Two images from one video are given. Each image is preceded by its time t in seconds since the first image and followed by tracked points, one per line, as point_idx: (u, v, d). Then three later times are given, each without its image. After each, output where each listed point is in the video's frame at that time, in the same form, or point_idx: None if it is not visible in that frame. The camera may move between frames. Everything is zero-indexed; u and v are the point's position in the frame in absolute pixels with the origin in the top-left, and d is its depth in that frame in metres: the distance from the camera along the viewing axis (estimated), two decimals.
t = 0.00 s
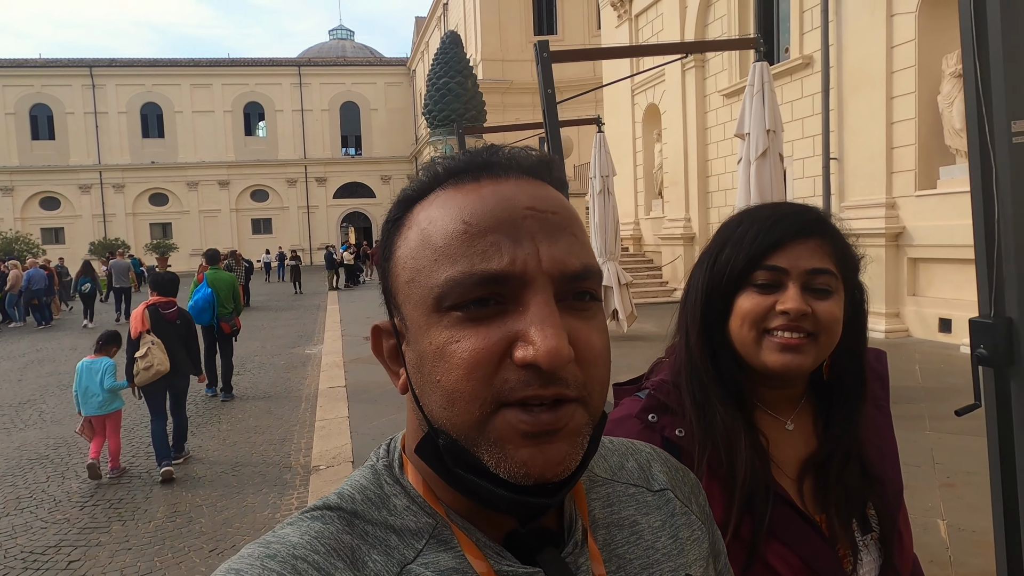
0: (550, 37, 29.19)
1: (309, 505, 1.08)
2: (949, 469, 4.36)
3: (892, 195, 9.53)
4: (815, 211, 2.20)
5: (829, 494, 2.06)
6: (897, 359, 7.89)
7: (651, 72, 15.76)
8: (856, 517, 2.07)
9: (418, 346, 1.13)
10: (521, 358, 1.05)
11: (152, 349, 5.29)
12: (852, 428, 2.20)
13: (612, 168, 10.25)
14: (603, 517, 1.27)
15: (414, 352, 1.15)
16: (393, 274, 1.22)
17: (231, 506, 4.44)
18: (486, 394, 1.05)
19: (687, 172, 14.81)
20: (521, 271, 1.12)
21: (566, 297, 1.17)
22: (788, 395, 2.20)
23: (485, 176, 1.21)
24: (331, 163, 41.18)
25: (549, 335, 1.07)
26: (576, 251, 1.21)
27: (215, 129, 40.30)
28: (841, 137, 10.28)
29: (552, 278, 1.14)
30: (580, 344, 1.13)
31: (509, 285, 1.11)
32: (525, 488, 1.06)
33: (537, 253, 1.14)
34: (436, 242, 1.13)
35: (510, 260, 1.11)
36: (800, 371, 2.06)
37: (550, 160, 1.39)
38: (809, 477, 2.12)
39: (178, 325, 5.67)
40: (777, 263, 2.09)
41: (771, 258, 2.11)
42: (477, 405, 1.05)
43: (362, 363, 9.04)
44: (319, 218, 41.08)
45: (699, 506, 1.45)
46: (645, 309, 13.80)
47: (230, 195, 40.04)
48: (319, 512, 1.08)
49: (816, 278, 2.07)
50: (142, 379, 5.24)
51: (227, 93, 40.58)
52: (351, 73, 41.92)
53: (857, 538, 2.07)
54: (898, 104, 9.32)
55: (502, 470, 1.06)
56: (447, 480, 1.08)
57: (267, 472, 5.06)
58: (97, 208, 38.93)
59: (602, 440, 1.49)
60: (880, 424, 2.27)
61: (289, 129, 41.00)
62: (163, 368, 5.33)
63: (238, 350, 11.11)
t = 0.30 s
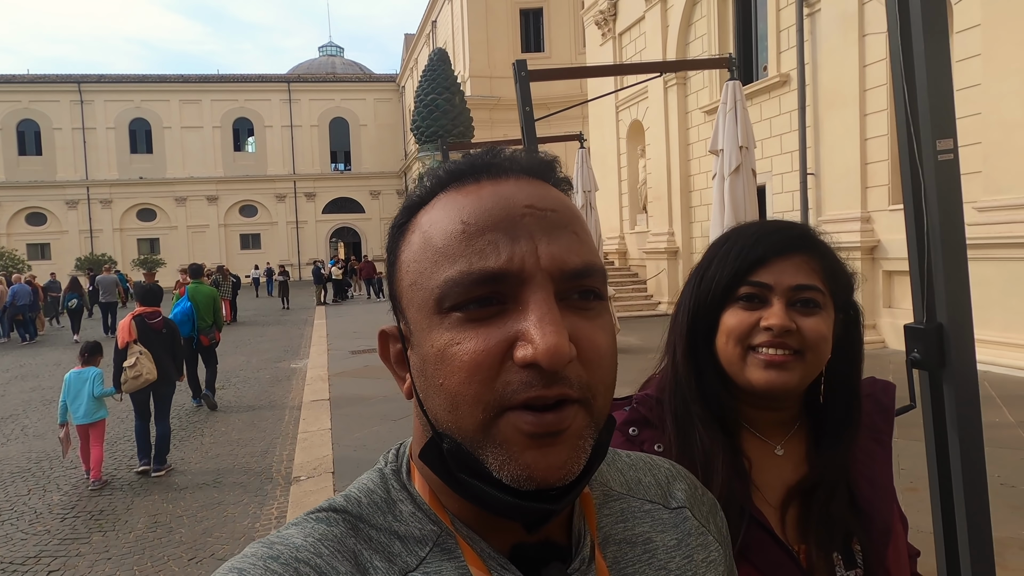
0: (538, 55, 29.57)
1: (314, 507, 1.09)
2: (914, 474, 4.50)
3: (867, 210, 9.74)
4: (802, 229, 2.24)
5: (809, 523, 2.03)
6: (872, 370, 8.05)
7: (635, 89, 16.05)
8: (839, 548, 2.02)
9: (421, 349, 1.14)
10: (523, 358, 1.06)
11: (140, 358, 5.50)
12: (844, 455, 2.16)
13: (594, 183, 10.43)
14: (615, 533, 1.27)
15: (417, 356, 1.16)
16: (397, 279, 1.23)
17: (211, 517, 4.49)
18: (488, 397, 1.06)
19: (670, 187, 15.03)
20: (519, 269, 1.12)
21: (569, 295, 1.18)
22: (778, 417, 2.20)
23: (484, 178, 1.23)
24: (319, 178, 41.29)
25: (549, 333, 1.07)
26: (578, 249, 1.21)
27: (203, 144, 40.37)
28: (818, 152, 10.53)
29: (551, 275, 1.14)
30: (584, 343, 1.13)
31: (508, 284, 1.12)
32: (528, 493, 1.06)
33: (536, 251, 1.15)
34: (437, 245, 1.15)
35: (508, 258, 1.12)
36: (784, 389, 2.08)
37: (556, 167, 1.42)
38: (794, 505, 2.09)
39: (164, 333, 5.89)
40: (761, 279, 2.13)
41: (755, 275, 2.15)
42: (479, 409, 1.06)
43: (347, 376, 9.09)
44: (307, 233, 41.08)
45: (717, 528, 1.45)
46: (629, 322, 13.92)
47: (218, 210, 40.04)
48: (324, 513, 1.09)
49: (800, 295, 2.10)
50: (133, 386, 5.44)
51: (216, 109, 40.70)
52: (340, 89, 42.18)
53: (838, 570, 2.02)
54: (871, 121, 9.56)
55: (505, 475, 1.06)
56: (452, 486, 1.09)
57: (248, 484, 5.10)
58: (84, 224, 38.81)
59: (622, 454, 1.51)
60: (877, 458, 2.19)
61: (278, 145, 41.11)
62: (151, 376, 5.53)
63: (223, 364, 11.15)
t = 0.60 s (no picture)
0: (516, 67, 29.87)
1: (346, 509, 1.11)
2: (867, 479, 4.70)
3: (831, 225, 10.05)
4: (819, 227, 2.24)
5: (811, 523, 1.98)
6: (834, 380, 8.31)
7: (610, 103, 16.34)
8: (840, 549, 1.97)
9: (446, 353, 1.17)
10: (542, 356, 1.07)
11: (105, 362, 5.54)
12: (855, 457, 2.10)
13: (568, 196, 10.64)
14: (641, 533, 1.27)
15: (442, 360, 1.18)
16: (421, 287, 1.26)
17: (180, 522, 4.53)
18: (512, 397, 1.07)
19: (644, 200, 15.29)
20: (536, 270, 1.14)
21: (588, 295, 1.19)
22: (787, 415, 2.18)
23: (502, 185, 1.26)
24: (297, 186, 41.09)
25: (568, 330, 1.08)
26: (595, 249, 1.23)
27: (179, 151, 40.02)
28: (785, 169, 10.85)
29: (568, 275, 1.16)
30: (605, 342, 1.14)
31: (528, 283, 1.14)
32: (555, 497, 1.07)
33: (553, 251, 1.17)
34: (458, 250, 1.17)
35: (526, 259, 1.14)
36: (793, 383, 2.06)
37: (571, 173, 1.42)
38: (799, 504, 2.05)
39: (132, 339, 5.93)
40: (779, 272, 2.13)
41: (773, 268, 2.16)
42: (504, 411, 1.08)
43: (321, 385, 9.11)
44: (284, 241, 40.81)
45: (746, 528, 1.45)
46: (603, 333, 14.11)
47: (193, 217, 39.67)
48: (356, 514, 1.11)
49: (818, 291, 2.09)
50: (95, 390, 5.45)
51: (192, 116, 40.40)
52: (319, 98, 42.11)
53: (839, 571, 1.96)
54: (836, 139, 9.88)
55: (531, 478, 1.07)
56: (478, 488, 1.10)
57: (218, 491, 5.14)
58: (54, 230, 38.20)
59: (648, 456, 1.50)
60: (888, 465, 2.09)
61: (255, 153, 40.88)
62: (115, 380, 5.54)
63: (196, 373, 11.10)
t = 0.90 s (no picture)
0: (517, 67, 30.00)
1: (343, 508, 1.09)
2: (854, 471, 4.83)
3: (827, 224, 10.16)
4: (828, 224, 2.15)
5: (809, 521, 1.95)
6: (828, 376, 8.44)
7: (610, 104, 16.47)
8: (839, 547, 1.94)
9: (435, 352, 1.17)
10: (524, 353, 1.07)
11: (105, 354, 6.00)
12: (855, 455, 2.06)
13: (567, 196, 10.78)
14: (635, 529, 1.27)
15: (431, 358, 1.19)
16: (412, 287, 1.27)
17: (187, 513, 4.68)
18: (495, 394, 1.07)
19: (644, 200, 15.41)
20: (517, 264, 1.15)
21: (570, 292, 1.18)
22: (786, 413, 2.13)
23: (488, 185, 1.26)
24: (299, 186, 41.28)
25: (548, 327, 1.08)
26: (581, 243, 1.22)
27: (182, 151, 40.23)
28: (782, 169, 10.98)
29: (551, 271, 1.16)
30: (588, 339, 1.13)
31: (508, 280, 1.14)
32: (540, 492, 1.06)
33: (534, 246, 1.17)
34: (444, 250, 1.19)
35: (506, 254, 1.15)
36: (792, 390, 2.01)
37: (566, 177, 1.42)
38: (795, 501, 2.01)
39: (134, 331, 6.33)
40: (784, 276, 2.05)
41: (780, 271, 2.08)
42: (488, 407, 1.08)
43: (323, 383, 9.23)
44: (286, 241, 40.99)
45: (735, 523, 1.45)
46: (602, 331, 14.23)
47: (196, 218, 39.90)
48: (353, 515, 1.08)
49: (821, 297, 2.03)
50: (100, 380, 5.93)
51: (195, 116, 40.61)
52: (321, 98, 42.29)
53: (835, 568, 1.93)
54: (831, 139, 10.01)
55: (515, 474, 1.06)
56: (466, 485, 1.09)
57: (222, 484, 5.28)
58: (58, 230, 38.45)
59: (638, 453, 1.50)
60: (892, 463, 2.05)
61: (258, 153, 41.07)
62: (112, 371, 5.99)
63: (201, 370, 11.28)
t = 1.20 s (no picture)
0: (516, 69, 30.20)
1: (295, 526, 1.05)
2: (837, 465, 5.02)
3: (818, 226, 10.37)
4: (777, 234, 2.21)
5: (795, 517, 1.98)
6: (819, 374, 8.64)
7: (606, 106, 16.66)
8: (827, 542, 1.98)
9: (395, 354, 1.14)
10: (492, 353, 1.05)
11: (111, 350, 6.41)
12: (829, 450, 2.12)
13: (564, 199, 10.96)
14: (587, 526, 1.26)
15: (390, 360, 1.15)
16: (368, 291, 1.24)
17: (196, 505, 4.87)
18: (461, 394, 1.05)
19: (640, 201, 15.59)
20: (484, 263, 1.14)
21: (533, 295, 1.18)
22: (757, 416, 2.17)
23: (451, 189, 1.25)
24: (299, 187, 41.44)
25: (517, 326, 1.07)
26: (544, 246, 1.23)
27: (182, 152, 40.36)
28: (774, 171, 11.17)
29: (517, 272, 1.15)
30: (552, 339, 1.12)
31: (474, 279, 1.13)
32: (505, 489, 1.05)
33: (501, 247, 1.16)
34: (407, 250, 1.16)
35: (472, 255, 1.13)
36: (758, 396, 2.05)
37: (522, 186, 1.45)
38: (778, 500, 2.04)
39: (145, 331, 6.60)
40: (736, 287, 2.10)
41: (732, 282, 2.12)
42: (452, 407, 1.05)
43: (324, 381, 9.40)
44: (286, 242, 41.14)
45: (684, 517, 1.45)
46: (600, 331, 14.41)
47: (196, 218, 40.05)
48: (305, 532, 1.05)
49: (774, 302, 2.07)
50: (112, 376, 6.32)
51: (195, 117, 40.73)
52: (320, 98, 42.46)
53: (827, 564, 1.98)
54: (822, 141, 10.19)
55: (482, 473, 1.04)
56: (427, 488, 1.07)
57: (230, 478, 5.47)
58: (58, 231, 38.58)
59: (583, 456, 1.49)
60: (867, 454, 2.12)
61: (258, 153, 41.23)
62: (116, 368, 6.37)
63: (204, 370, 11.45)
